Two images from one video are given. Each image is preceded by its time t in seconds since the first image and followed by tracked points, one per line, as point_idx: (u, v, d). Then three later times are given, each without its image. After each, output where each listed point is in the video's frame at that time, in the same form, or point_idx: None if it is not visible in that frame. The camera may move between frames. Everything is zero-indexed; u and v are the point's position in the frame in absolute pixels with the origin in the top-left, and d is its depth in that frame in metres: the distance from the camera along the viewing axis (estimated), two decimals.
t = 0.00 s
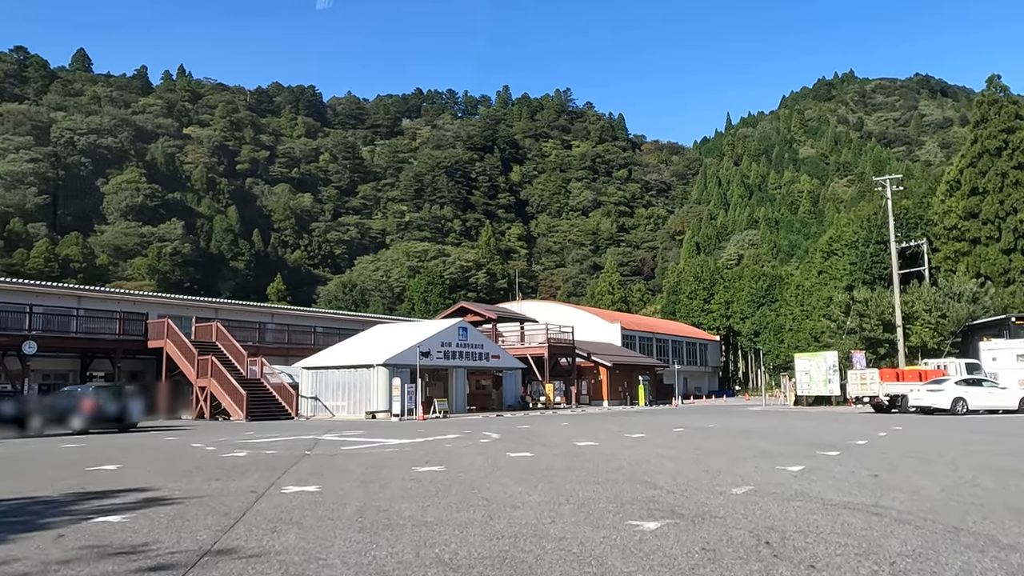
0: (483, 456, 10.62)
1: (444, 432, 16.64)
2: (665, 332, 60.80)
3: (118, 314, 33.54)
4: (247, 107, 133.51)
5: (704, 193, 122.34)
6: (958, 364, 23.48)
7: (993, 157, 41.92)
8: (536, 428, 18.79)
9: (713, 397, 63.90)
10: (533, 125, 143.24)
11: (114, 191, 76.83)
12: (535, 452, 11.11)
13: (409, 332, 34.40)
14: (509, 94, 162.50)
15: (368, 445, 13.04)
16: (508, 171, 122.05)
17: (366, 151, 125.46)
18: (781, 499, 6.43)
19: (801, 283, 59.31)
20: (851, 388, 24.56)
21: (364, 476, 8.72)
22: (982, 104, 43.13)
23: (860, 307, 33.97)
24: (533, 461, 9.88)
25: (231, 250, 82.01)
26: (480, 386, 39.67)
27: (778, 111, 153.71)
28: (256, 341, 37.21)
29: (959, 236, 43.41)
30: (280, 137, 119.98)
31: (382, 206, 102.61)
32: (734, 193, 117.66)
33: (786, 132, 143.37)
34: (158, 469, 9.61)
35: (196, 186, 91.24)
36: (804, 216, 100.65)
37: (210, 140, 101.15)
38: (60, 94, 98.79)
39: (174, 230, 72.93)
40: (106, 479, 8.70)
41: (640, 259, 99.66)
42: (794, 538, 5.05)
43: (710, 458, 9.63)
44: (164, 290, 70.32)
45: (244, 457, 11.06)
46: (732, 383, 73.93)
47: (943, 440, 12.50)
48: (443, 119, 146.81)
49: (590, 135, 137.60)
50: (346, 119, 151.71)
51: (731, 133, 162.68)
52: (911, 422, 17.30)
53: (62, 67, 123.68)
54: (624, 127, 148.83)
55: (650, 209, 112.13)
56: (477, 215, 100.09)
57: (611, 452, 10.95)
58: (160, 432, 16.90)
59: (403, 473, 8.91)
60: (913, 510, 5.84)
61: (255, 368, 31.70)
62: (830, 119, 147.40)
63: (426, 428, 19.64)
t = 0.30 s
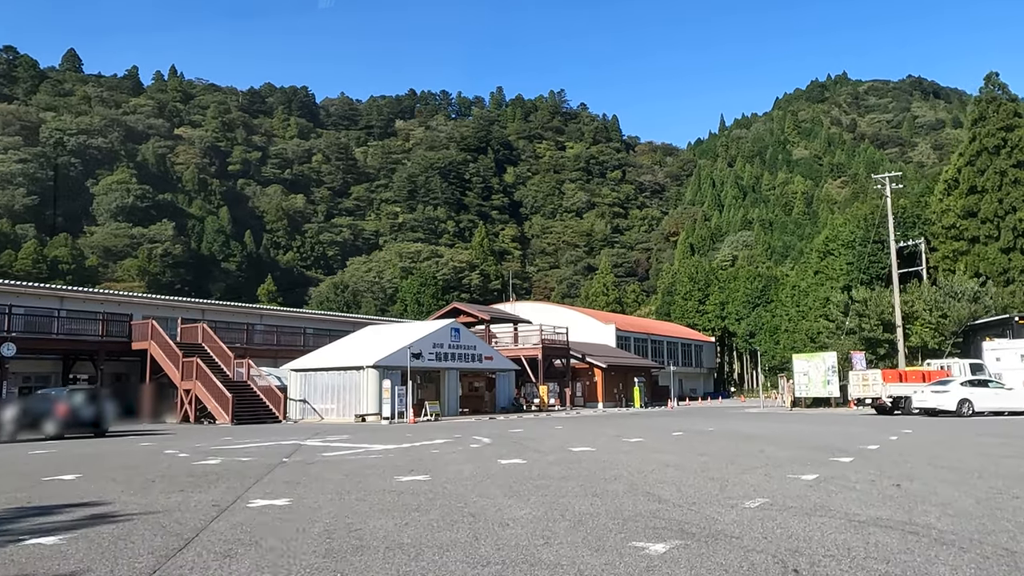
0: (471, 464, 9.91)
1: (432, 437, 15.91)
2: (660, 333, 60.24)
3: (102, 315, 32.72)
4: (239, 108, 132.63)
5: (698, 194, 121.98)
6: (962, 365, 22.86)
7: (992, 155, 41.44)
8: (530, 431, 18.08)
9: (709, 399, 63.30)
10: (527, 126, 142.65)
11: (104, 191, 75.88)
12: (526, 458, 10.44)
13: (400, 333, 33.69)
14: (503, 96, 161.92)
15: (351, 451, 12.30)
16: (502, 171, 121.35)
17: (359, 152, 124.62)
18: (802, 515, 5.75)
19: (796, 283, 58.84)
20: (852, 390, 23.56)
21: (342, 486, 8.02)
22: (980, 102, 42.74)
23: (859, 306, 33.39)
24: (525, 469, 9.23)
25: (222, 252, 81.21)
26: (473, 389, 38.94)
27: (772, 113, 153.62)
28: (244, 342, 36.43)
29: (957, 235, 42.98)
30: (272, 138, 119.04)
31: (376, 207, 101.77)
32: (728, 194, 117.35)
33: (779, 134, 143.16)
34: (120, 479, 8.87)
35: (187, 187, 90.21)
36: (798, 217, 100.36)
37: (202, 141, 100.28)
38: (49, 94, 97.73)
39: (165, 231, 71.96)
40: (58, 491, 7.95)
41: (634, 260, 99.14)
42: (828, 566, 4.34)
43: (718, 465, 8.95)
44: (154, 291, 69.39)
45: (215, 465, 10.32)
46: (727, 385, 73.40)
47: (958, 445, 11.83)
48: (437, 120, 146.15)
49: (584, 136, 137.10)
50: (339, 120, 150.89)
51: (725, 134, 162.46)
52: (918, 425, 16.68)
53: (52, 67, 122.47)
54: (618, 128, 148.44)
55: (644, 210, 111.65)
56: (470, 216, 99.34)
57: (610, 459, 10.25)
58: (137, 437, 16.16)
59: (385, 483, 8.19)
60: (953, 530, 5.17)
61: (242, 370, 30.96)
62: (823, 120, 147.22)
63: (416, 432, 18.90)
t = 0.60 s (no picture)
0: (459, 472, 9.20)
1: (421, 441, 15.20)
2: (655, 335, 59.61)
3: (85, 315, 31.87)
4: (232, 107, 131.59)
5: (693, 196, 121.57)
6: (967, 366, 22.26)
7: (992, 155, 40.95)
8: (523, 435, 17.38)
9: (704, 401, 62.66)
10: (521, 127, 141.96)
11: (94, 191, 74.85)
12: (518, 465, 9.74)
13: (390, 334, 32.97)
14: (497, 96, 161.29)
15: (332, 457, 11.57)
16: (496, 172, 120.60)
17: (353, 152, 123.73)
18: (829, 536, 5.08)
19: (792, 284, 58.24)
20: (853, 391, 22.85)
21: (317, 498, 7.31)
22: (980, 101, 42.29)
23: (859, 307, 32.78)
24: (517, 477, 8.55)
25: (214, 252, 80.40)
26: (466, 390, 38.25)
27: (766, 114, 153.32)
28: (231, 343, 35.62)
29: (956, 235, 42.49)
30: (265, 138, 118.03)
31: (369, 208, 100.88)
32: (722, 195, 116.92)
33: (773, 136, 142.87)
34: (75, 489, 8.12)
35: (179, 187, 89.21)
36: (792, 219, 99.99)
37: (194, 141, 99.30)
38: (40, 93, 96.56)
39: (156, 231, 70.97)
40: (3, 505, 7.22)
41: (628, 261, 98.57)
42: None
43: (726, 475, 8.26)
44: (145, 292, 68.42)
45: (184, 473, 9.58)
46: (723, 387, 72.84)
47: (974, 451, 11.20)
48: (431, 120, 145.38)
49: (578, 137, 136.53)
50: (332, 120, 149.97)
51: (719, 136, 162.14)
52: (926, 428, 16.07)
53: (43, 65, 121.10)
54: (612, 129, 147.97)
55: (638, 212, 111.07)
56: (464, 217, 98.58)
57: (609, 466, 9.54)
58: (111, 442, 15.36)
59: (363, 494, 7.48)
60: (1006, 554, 4.51)
61: (228, 371, 30.18)
62: (818, 122, 147.03)
63: (404, 435, 18.18)
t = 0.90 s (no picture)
0: (446, 479, 8.51)
1: (410, 444, 14.50)
2: (652, 335, 58.97)
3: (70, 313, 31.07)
4: (226, 106, 130.57)
5: (689, 196, 121.04)
6: (974, 366, 21.65)
7: (993, 152, 40.39)
8: (518, 437, 16.72)
9: (701, 401, 62.03)
10: (516, 126, 141.31)
11: (86, 189, 73.90)
12: (511, 472, 9.06)
13: (383, 333, 32.25)
14: (493, 95, 160.57)
15: (312, 462, 10.86)
16: (492, 172, 119.82)
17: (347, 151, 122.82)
18: (865, 560, 4.42)
19: (790, 284, 57.64)
20: (858, 392, 22.31)
21: (288, 510, 6.66)
22: (980, 98, 41.74)
23: (860, 306, 32.13)
24: (508, 486, 7.88)
25: (207, 251, 79.60)
26: (460, 391, 37.56)
27: (762, 114, 152.90)
28: (220, 343, 34.86)
29: (957, 234, 41.95)
30: (259, 137, 117.09)
31: (364, 207, 99.95)
32: (719, 195, 116.42)
33: (769, 136, 142.44)
34: (25, 500, 7.43)
35: (172, 185, 88.25)
36: (788, 219, 99.58)
37: (188, 139, 98.29)
38: (32, 90, 95.49)
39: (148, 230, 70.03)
40: None
41: (624, 261, 97.96)
42: None
43: (736, 484, 7.59)
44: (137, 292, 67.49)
45: (152, 480, 8.91)
46: (719, 387, 72.29)
47: (994, 454, 10.56)
48: (426, 119, 144.59)
49: (574, 136, 135.90)
50: (327, 119, 149.06)
51: (715, 136, 161.73)
52: (936, 429, 15.42)
53: (35, 63, 119.82)
54: (608, 129, 147.36)
55: (634, 211, 110.43)
56: (459, 216, 97.82)
57: (607, 472, 8.88)
58: (83, 445, 14.63)
59: (340, 506, 6.78)
60: None
61: (216, 371, 29.48)
62: (814, 122, 146.67)
63: (392, 438, 17.50)
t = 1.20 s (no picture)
0: (435, 487, 7.82)
1: (400, 446, 13.80)
2: (649, 335, 58.35)
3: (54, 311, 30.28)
4: (220, 105, 129.64)
5: (685, 195, 120.54)
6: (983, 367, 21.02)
7: (995, 150, 39.88)
8: (514, 439, 16.09)
9: (699, 402, 61.47)
10: (513, 126, 140.66)
11: (79, 188, 72.99)
12: (506, 479, 8.42)
13: (375, 332, 31.57)
14: (489, 95, 159.94)
15: (294, 468, 10.17)
16: (488, 172, 119.06)
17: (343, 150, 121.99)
18: None
19: (788, 283, 57.03)
20: (863, 393, 21.69)
21: (256, 524, 5.99)
22: (982, 96, 41.22)
23: (862, 305, 31.53)
24: (502, 496, 7.21)
25: (201, 250, 78.83)
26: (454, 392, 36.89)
27: (759, 115, 152.45)
28: (210, 342, 34.14)
29: (959, 232, 41.41)
30: (254, 136, 116.12)
31: (360, 207, 99.03)
32: (715, 195, 115.94)
33: (766, 136, 142.01)
34: None
35: (166, 184, 87.30)
36: (785, 219, 99.15)
37: (182, 138, 97.29)
38: (24, 88, 94.46)
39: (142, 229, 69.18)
40: None
41: (621, 261, 97.39)
42: None
43: (749, 493, 6.95)
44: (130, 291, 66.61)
45: (117, 488, 8.24)
46: (717, 387, 71.74)
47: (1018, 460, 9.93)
48: (422, 119, 143.82)
49: (571, 136, 135.29)
50: (322, 118, 148.19)
51: (712, 136, 161.28)
52: (945, 432, 14.86)
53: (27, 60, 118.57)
54: (605, 129, 146.76)
55: (631, 211, 109.79)
56: (455, 216, 97.13)
57: (609, 480, 8.22)
58: (57, 449, 13.91)
59: (313, 520, 6.13)
60: None
61: (204, 370, 28.74)
62: (810, 123, 146.31)
63: (383, 441, 16.84)
